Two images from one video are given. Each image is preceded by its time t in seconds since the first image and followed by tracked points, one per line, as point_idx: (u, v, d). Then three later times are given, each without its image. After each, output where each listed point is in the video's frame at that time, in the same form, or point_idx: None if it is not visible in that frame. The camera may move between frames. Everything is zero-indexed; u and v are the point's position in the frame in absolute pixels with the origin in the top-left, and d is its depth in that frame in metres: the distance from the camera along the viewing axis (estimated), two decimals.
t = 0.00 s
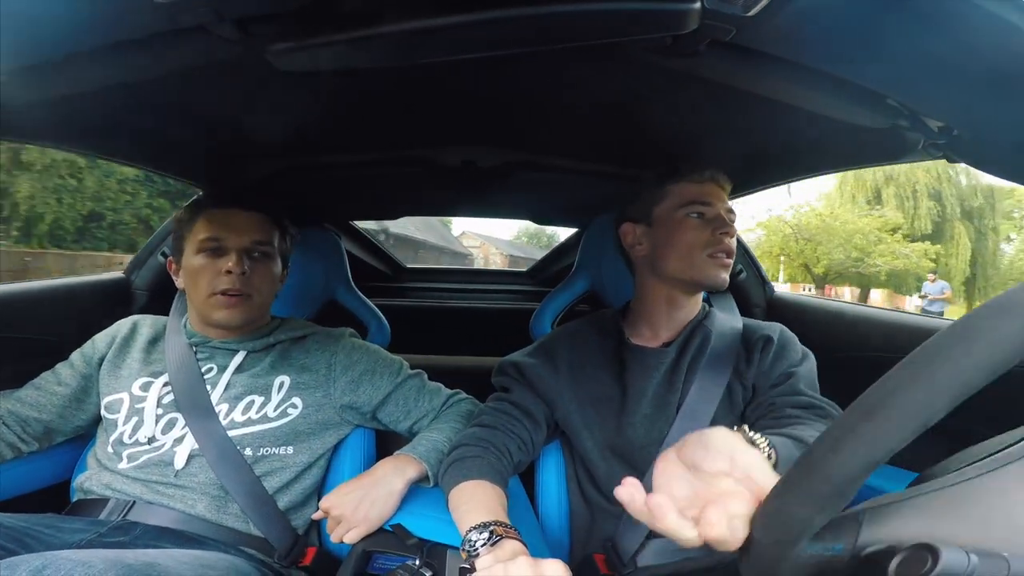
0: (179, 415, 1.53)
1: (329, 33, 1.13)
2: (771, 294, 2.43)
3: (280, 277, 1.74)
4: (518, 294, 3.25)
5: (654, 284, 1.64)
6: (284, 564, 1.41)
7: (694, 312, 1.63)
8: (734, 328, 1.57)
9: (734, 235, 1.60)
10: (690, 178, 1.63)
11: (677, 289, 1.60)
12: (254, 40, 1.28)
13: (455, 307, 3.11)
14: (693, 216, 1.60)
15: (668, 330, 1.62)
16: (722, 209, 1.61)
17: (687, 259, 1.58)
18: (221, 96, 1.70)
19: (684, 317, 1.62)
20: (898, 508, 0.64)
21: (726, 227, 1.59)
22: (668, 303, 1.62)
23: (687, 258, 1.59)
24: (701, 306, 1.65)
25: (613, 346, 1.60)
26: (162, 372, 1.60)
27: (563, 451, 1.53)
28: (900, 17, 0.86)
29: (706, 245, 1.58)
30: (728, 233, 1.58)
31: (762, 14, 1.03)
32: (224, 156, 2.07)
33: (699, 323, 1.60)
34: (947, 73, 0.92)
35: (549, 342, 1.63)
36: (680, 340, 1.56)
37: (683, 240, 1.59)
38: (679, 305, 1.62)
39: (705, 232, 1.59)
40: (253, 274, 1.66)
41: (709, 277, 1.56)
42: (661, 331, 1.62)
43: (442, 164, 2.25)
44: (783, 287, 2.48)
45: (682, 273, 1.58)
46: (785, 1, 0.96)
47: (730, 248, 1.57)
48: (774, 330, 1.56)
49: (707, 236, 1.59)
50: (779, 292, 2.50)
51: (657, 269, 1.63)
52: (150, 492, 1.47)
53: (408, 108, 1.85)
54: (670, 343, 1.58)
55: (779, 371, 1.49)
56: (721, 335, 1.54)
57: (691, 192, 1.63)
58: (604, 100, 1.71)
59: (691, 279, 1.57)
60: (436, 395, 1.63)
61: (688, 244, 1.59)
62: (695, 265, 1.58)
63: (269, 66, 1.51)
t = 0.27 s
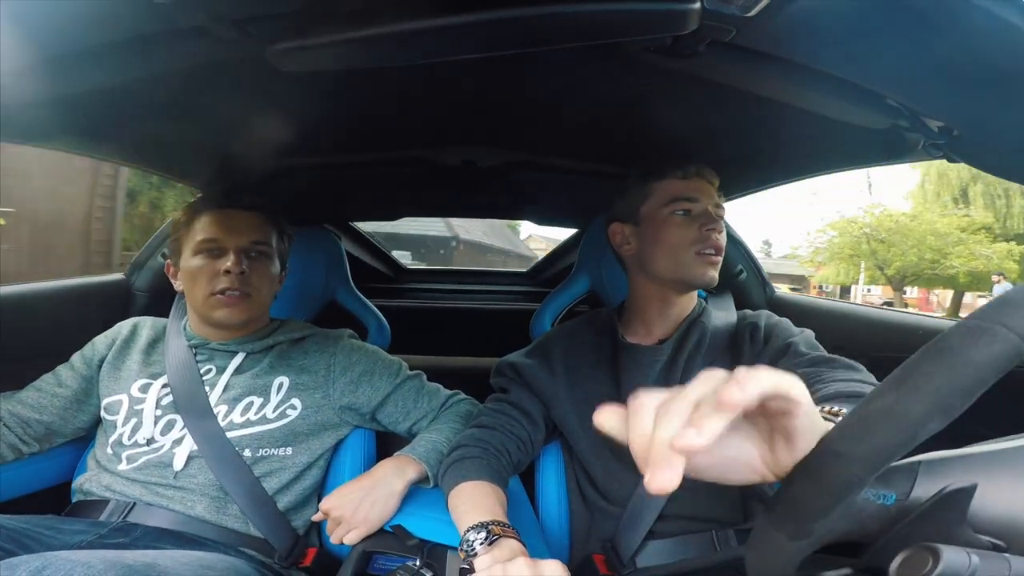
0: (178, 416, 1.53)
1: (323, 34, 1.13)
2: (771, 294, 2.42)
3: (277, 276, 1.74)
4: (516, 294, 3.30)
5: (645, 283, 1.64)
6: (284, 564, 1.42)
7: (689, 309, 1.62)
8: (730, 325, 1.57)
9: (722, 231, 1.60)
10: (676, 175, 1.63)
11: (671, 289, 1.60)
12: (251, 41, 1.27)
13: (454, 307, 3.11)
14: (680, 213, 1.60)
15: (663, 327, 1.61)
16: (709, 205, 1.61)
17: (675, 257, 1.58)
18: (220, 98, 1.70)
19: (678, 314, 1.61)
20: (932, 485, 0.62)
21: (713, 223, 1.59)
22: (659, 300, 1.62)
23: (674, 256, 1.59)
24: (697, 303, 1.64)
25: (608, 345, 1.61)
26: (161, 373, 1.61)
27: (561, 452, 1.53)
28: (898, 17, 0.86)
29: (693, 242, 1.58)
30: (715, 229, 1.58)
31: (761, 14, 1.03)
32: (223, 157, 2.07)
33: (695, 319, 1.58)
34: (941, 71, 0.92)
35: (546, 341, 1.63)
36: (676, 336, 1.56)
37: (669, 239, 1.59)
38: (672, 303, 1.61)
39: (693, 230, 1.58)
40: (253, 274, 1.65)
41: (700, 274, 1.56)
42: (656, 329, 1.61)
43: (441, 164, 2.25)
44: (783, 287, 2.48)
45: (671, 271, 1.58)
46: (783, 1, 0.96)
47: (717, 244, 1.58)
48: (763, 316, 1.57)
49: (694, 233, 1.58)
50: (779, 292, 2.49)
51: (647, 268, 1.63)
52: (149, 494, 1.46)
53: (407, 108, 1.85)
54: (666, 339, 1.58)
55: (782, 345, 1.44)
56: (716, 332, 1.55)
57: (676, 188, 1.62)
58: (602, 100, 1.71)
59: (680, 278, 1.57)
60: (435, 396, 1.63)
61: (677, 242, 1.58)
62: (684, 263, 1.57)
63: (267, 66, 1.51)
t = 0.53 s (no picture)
0: (182, 413, 1.54)
1: (322, 32, 1.13)
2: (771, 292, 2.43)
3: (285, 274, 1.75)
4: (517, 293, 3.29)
5: (637, 284, 1.64)
6: (286, 562, 1.43)
7: (685, 307, 1.62)
8: (725, 323, 1.56)
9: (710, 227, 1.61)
10: (662, 173, 1.64)
11: (660, 291, 1.60)
12: (253, 39, 1.27)
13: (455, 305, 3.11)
14: (666, 212, 1.62)
15: (662, 323, 1.62)
16: (695, 201, 1.62)
17: (664, 255, 1.59)
18: (222, 96, 1.71)
19: (674, 312, 1.61)
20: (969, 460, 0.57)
21: (699, 218, 1.59)
22: (651, 298, 1.62)
23: (663, 254, 1.59)
24: (693, 301, 1.64)
25: (608, 343, 1.62)
26: (165, 370, 1.61)
27: (563, 450, 1.54)
28: (899, 17, 0.86)
29: (680, 238, 1.58)
30: (702, 224, 1.58)
31: (763, 13, 1.03)
32: (225, 155, 2.07)
33: (691, 320, 1.60)
34: (942, 70, 0.92)
35: (547, 340, 1.64)
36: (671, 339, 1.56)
37: (658, 238, 1.60)
38: (665, 302, 1.61)
39: (680, 226, 1.59)
40: (261, 268, 1.67)
41: (690, 269, 1.55)
42: (653, 327, 1.62)
43: (442, 163, 2.26)
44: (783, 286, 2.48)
45: (660, 270, 1.59)
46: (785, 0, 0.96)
47: (705, 238, 1.57)
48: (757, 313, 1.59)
49: (681, 230, 1.59)
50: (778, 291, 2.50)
51: (638, 267, 1.64)
52: (153, 491, 1.46)
53: (408, 107, 1.85)
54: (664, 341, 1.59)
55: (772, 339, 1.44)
56: (713, 329, 1.55)
57: (662, 188, 1.63)
58: (603, 99, 1.72)
59: (670, 275, 1.57)
60: (439, 394, 1.64)
61: (664, 240, 1.59)
62: (674, 260, 1.57)
63: (269, 65, 1.51)
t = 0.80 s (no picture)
0: (184, 411, 1.54)
1: (320, 31, 1.13)
2: (772, 290, 2.44)
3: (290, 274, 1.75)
4: (518, 290, 3.30)
5: (643, 280, 1.64)
6: (286, 561, 1.43)
7: (688, 305, 1.63)
8: (728, 326, 1.59)
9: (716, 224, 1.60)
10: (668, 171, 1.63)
11: (666, 287, 1.60)
12: (254, 37, 1.27)
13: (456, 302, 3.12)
14: (671, 209, 1.61)
15: (667, 322, 1.62)
16: (701, 199, 1.61)
17: (669, 252, 1.58)
18: (222, 94, 1.70)
19: (678, 310, 1.62)
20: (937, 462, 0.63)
21: (706, 215, 1.58)
22: (658, 296, 1.62)
23: (669, 251, 1.58)
24: (695, 302, 1.64)
25: (611, 341, 1.62)
26: (167, 368, 1.62)
27: (566, 447, 1.55)
28: (900, 14, 0.86)
29: (686, 236, 1.57)
30: (709, 221, 1.57)
31: (763, 11, 1.03)
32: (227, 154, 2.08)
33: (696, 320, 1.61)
34: (941, 68, 0.92)
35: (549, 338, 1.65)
36: (676, 339, 1.56)
37: (665, 234, 1.59)
38: (672, 300, 1.61)
39: (685, 223, 1.58)
40: (270, 268, 1.67)
41: (694, 266, 1.55)
42: (659, 325, 1.62)
43: (443, 161, 2.26)
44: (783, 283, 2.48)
45: (666, 267, 1.59)
46: None
47: (712, 236, 1.56)
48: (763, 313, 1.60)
49: (688, 226, 1.58)
50: (779, 288, 2.50)
51: (645, 264, 1.64)
52: (154, 489, 1.47)
53: (409, 105, 1.85)
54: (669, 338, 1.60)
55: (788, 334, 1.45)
56: (718, 332, 1.57)
57: (667, 186, 1.63)
58: (604, 97, 1.72)
59: (677, 274, 1.57)
60: (442, 392, 1.64)
61: (670, 237, 1.58)
62: (679, 257, 1.57)
63: (269, 64, 1.51)
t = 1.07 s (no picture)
0: (184, 412, 1.54)
1: (317, 31, 1.12)
2: (772, 290, 2.44)
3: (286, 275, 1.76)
4: (518, 291, 3.30)
5: (637, 282, 1.65)
6: (287, 562, 1.44)
7: (684, 308, 1.63)
8: (726, 326, 1.60)
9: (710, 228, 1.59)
10: (661, 173, 1.64)
11: (660, 291, 1.60)
12: (253, 38, 1.27)
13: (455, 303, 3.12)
14: (664, 212, 1.61)
15: (660, 325, 1.63)
16: (694, 202, 1.61)
17: (661, 254, 1.58)
18: (222, 95, 1.70)
19: (671, 313, 1.62)
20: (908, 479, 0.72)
21: (699, 219, 1.58)
22: (651, 299, 1.62)
23: (662, 253, 1.58)
24: (692, 304, 1.65)
25: (610, 341, 1.62)
26: (166, 369, 1.62)
27: (566, 448, 1.55)
28: (900, 13, 0.86)
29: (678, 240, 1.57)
30: (702, 226, 1.57)
31: (763, 10, 1.03)
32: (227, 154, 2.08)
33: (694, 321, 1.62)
34: (941, 67, 0.92)
35: (548, 338, 1.64)
36: (676, 336, 1.58)
37: (657, 236, 1.59)
38: (666, 302, 1.61)
39: (677, 226, 1.58)
40: (267, 269, 1.68)
41: (686, 271, 1.55)
42: (654, 326, 1.63)
43: (442, 161, 2.26)
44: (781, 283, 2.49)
45: (659, 270, 1.58)
46: None
47: (704, 241, 1.56)
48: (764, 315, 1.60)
49: (680, 229, 1.58)
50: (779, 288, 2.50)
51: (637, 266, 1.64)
52: (154, 490, 1.47)
53: (408, 106, 1.85)
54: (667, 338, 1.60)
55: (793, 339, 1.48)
56: (716, 333, 1.58)
57: (660, 187, 1.63)
58: (603, 98, 1.71)
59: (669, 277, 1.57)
60: (441, 393, 1.65)
61: (663, 240, 1.58)
62: (672, 261, 1.56)
63: (268, 64, 1.51)
